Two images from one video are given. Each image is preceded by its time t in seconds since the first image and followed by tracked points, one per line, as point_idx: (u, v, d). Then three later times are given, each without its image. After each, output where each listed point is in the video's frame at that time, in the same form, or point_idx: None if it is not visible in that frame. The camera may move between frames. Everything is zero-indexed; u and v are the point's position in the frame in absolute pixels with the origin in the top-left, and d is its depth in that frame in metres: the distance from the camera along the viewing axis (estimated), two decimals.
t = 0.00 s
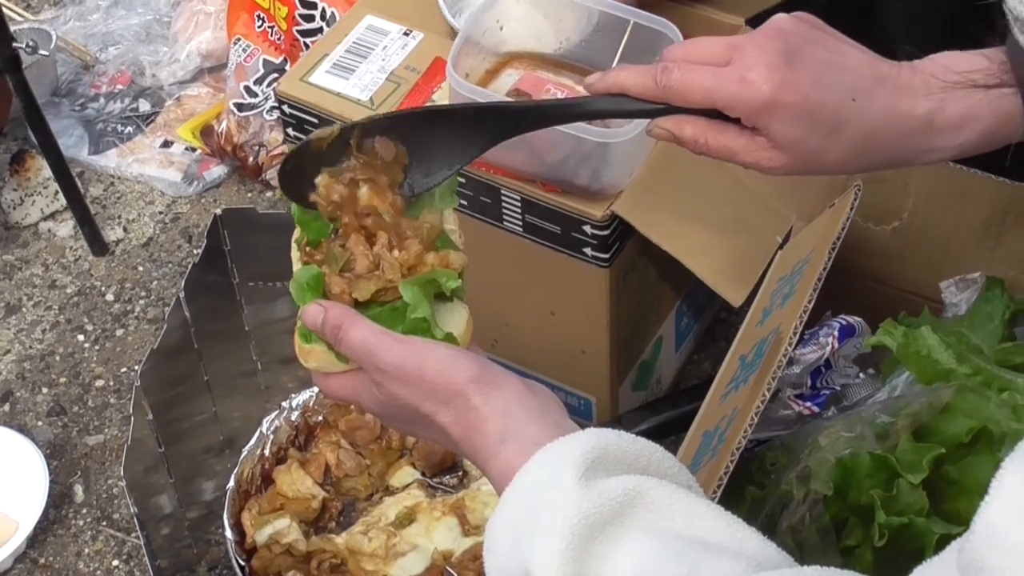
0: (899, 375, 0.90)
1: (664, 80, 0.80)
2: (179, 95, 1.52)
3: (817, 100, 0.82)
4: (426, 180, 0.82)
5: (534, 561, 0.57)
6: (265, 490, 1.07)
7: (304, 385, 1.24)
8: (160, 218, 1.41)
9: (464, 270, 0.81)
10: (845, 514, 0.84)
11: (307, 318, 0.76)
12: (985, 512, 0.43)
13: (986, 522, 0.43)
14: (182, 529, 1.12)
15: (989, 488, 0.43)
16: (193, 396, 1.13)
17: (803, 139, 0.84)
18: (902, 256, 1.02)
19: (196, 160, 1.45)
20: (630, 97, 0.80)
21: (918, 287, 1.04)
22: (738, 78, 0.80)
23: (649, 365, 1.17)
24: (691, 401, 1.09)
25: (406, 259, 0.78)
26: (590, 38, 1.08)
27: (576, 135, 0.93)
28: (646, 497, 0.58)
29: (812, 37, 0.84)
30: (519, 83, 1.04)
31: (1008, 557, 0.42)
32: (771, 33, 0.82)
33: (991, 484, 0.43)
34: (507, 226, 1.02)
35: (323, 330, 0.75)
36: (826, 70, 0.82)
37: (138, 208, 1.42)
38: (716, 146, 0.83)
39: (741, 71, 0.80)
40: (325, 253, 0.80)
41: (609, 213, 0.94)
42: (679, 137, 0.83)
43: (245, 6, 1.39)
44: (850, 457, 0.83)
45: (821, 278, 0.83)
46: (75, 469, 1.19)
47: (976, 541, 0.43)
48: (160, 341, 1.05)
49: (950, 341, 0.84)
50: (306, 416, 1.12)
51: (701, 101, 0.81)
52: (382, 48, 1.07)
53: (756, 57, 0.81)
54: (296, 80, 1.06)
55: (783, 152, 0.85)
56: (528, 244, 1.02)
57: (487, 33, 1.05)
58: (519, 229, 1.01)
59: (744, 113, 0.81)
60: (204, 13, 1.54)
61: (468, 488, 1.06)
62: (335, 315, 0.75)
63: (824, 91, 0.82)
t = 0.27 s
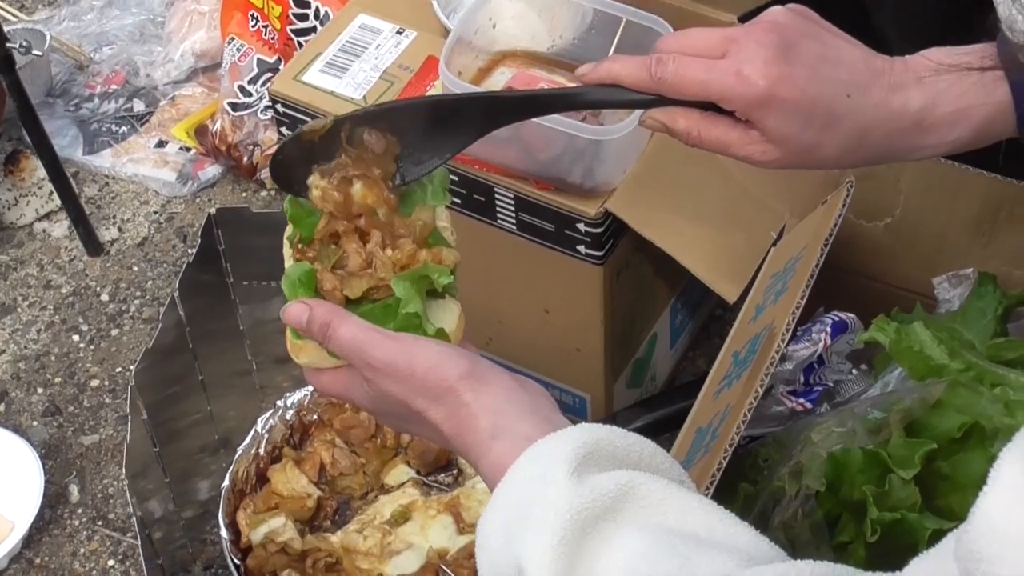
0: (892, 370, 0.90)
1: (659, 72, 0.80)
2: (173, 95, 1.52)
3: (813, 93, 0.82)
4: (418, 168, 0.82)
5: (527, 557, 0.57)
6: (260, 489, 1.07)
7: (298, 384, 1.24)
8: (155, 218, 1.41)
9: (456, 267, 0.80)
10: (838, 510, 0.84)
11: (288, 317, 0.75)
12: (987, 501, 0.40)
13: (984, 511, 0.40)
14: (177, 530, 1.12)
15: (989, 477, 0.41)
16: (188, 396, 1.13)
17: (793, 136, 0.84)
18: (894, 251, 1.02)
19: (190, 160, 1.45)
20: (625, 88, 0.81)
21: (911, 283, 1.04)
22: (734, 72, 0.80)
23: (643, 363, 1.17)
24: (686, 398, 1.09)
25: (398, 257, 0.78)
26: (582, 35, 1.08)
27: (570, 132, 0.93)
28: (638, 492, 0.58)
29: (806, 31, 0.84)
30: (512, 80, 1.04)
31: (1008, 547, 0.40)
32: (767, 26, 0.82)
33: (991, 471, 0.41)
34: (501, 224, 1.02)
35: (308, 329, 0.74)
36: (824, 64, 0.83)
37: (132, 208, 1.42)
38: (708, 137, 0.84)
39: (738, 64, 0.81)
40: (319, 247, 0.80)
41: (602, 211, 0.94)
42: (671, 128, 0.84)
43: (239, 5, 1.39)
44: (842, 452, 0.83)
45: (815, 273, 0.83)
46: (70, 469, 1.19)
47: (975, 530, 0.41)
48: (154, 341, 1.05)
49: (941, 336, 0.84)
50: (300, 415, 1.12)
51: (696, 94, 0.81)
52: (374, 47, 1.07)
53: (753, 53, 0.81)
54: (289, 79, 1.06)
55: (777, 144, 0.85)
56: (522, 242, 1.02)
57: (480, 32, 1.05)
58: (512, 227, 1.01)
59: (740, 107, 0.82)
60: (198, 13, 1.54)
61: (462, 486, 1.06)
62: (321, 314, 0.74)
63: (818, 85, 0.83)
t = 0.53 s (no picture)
0: (886, 368, 0.91)
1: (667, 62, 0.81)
2: (168, 97, 1.52)
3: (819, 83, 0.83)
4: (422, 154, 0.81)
5: (525, 552, 0.57)
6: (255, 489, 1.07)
7: (294, 384, 1.24)
8: (150, 220, 1.41)
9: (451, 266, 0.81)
10: (832, 507, 0.84)
11: (282, 318, 0.74)
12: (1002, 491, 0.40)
13: (999, 503, 0.40)
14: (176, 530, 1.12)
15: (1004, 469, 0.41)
16: (184, 397, 1.13)
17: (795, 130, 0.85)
18: (888, 249, 1.02)
19: (186, 162, 1.45)
20: (632, 77, 0.81)
21: (905, 281, 1.04)
22: (744, 61, 0.81)
23: (638, 362, 1.17)
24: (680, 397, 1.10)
25: (393, 258, 0.79)
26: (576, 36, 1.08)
27: (563, 132, 0.93)
28: (636, 489, 0.58)
29: (817, 21, 0.84)
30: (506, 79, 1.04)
31: None
32: (776, 17, 0.83)
33: (1005, 463, 0.41)
34: (495, 224, 1.02)
35: (302, 330, 0.74)
36: (823, 61, 0.83)
37: (128, 210, 1.42)
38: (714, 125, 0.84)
39: (748, 52, 0.81)
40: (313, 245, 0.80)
41: (596, 211, 0.94)
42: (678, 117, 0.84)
43: (234, 8, 1.40)
44: (836, 449, 0.84)
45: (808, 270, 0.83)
46: (66, 470, 1.19)
47: (989, 523, 0.41)
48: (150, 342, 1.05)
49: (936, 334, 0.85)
50: (295, 416, 1.12)
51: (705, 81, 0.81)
52: (368, 47, 1.07)
53: (764, 42, 0.81)
54: (283, 80, 1.06)
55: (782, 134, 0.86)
56: (516, 243, 1.02)
57: (473, 33, 1.06)
58: (506, 227, 1.01)
59: (749, 96, 0.82)
60: (193, 15, 1.54)
61: (457, 486, 1.06)
62: (316, 313, 0.73)
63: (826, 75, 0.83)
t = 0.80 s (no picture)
0: (879, 365, 0.91)
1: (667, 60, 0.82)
2: (163, 99, 1.52)
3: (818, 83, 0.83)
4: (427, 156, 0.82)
5: (521, 546, 0.57)
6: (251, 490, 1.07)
7: (290, 385, 1.25)
8: (146, 221, 1.41)
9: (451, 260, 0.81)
10: (825, 505, 0.84)
11: (281, 309, 0.75)
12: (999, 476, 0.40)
13: (999, 486, 0.39)
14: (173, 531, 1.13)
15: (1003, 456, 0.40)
16: (180, 397, 1.13)
17: (795, 123, 0.85)
18: (881, 248, 1.02)
19: (181, 163, 1.46)
20: (631, 76, 0.81)
21: (898, 280, 1.04)
22: (744, 61, 0.81)
23: (633, 361, 1.17)
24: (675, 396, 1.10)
25: (394, 251, 0.78)
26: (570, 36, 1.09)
27: (556, 132, 0.93)
28: (633, 483, 0.58)
29: (816, 18, 0.84)
30: (500, 81, 1.05)
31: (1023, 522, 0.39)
32: (777, 13, 0.83)
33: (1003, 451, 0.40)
34: (489, 224, 1.02)
35: (301, 321, 0.74)
36: (823, 58, 0.83)
37: (123, 211, 1.42)
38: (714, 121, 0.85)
39: (747, 53, 0.81)
40: (314, 236, 0.79)
41: (590, 211, 0.95)
42: (677, 115, 0.85)
43: (228, 9, 1.39)
44: (829, 446, 0.84)
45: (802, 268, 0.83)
46: (62, 471, 1.19)
47: (986, 509, 0.40)
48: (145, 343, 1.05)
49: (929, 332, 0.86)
50: (291, 416, 1.12)
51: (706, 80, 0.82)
52: (363, 48, 1.07)
53: (764, 41, 0.82)
54: (278, 81, 1.06)
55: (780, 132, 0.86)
56: (510, 242, 1.02)
57: (467, 33, 1.06)
58: (501, 227, 1.01)
59: (749, 94, 0.83)
60: (188, 17, 1.55)
61: (453, 486, 1.06)
62: (315, 306, 0.74)
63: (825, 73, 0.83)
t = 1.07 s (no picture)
0: (873, 363, 0.91)
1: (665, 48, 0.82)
2: (159, 100, 1.52)
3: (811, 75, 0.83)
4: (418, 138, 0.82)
5: (516, 542, 0.57)
6: (246, 490, 1.07)
7: (286, 386, 1.25)
8: (141, 223, 1.41)
9: (449, 256, 0.81)
10: (819, 501, 0.84)
11: (277, 303, 0.74)
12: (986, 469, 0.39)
13: (986, 477, 0.39)
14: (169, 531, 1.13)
15: (990, 448, 0.39)
16: (175, 398, 1.13)
17: (789, 114, 0.85)
18: (874, 246, 1.03)
19: (176, 165, 1.46)
20: (627, 60, 0.81)
21: (890, 277, 1.05)
22: (742, 50, 0.81)
23: (628, 360, 1.17)
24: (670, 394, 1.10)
25: (392, 246, 0.79)
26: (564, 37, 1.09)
27: (551, 132, 0.94)
28: (627, 480, 0.58)
29: (813, 13, 0.85)
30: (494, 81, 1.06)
31: (1012, 515, 0.38)
32: (776, 7, 0.83)
33: (992, 440, 0.39)
34: (484, 224, 1.02)
35: (298, 315, 0.74)
36: (821, 52, 0.84)
37: (119, 213, 1.42)
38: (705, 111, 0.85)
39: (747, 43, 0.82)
40: (314, 229, 0.81)
41: (584, 210, 0.95)
42: (671, 103, 0.85)
43: (223, 11, 1.40)
44: (822, 442, 0.85)
45: (794, 265, 0.83)
46: (58, 473, 1.19)
47: (974, 499, 0.39)
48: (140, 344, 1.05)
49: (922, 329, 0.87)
50: (286, 416, 1.12)
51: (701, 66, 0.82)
52: (357, 49, 1.08)
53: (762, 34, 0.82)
54: (272, 82, 1.06)
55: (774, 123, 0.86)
56: (505, 242, 1.02)
57: (461, 33, 1.06)
58: (495, 227, 1.02)
59: (747, 85, 0.83)
60: (183, 19, 1.55)
61: (448, 485, 1.06)
62: (311, 300, 0.73)
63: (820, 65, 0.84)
